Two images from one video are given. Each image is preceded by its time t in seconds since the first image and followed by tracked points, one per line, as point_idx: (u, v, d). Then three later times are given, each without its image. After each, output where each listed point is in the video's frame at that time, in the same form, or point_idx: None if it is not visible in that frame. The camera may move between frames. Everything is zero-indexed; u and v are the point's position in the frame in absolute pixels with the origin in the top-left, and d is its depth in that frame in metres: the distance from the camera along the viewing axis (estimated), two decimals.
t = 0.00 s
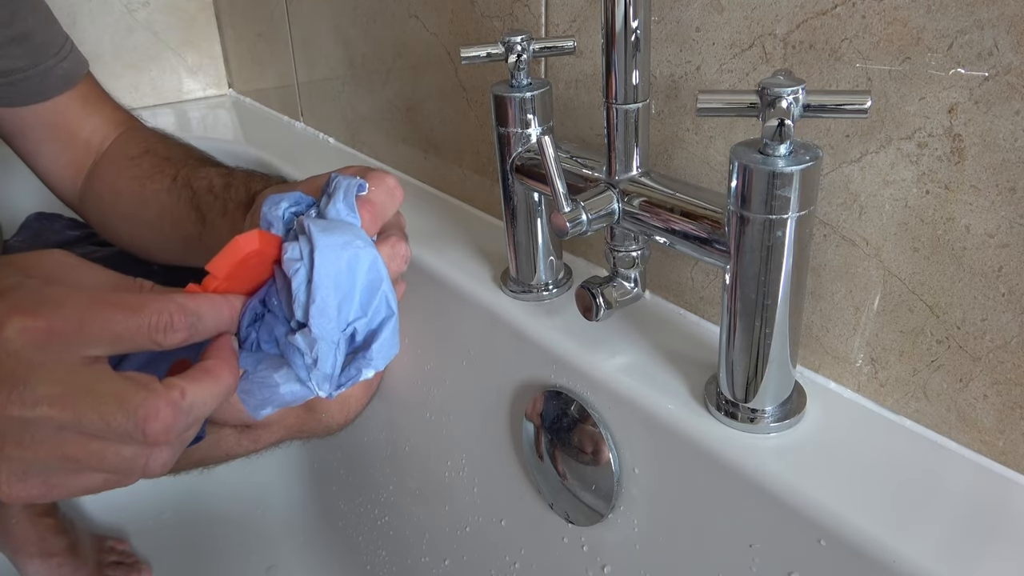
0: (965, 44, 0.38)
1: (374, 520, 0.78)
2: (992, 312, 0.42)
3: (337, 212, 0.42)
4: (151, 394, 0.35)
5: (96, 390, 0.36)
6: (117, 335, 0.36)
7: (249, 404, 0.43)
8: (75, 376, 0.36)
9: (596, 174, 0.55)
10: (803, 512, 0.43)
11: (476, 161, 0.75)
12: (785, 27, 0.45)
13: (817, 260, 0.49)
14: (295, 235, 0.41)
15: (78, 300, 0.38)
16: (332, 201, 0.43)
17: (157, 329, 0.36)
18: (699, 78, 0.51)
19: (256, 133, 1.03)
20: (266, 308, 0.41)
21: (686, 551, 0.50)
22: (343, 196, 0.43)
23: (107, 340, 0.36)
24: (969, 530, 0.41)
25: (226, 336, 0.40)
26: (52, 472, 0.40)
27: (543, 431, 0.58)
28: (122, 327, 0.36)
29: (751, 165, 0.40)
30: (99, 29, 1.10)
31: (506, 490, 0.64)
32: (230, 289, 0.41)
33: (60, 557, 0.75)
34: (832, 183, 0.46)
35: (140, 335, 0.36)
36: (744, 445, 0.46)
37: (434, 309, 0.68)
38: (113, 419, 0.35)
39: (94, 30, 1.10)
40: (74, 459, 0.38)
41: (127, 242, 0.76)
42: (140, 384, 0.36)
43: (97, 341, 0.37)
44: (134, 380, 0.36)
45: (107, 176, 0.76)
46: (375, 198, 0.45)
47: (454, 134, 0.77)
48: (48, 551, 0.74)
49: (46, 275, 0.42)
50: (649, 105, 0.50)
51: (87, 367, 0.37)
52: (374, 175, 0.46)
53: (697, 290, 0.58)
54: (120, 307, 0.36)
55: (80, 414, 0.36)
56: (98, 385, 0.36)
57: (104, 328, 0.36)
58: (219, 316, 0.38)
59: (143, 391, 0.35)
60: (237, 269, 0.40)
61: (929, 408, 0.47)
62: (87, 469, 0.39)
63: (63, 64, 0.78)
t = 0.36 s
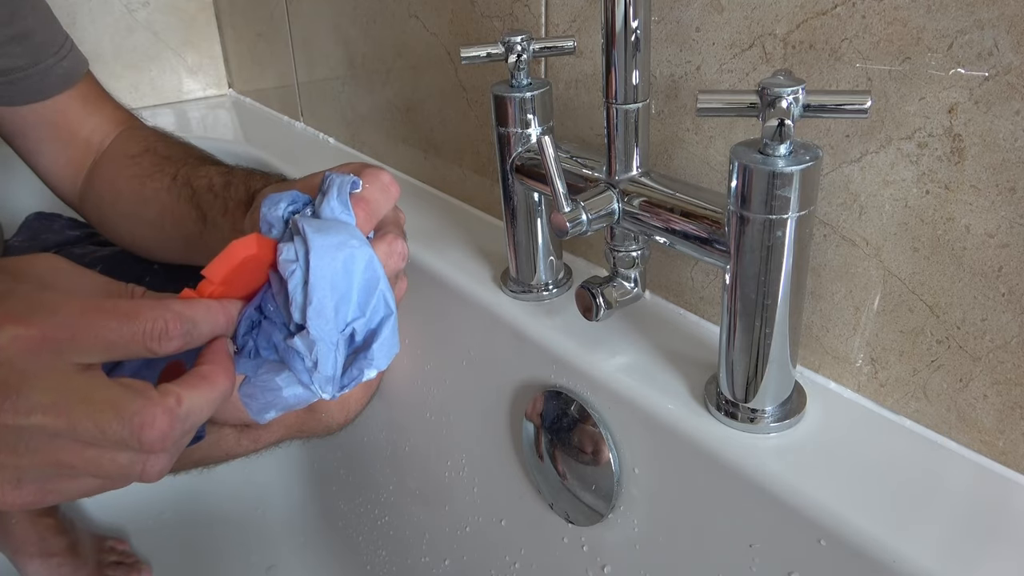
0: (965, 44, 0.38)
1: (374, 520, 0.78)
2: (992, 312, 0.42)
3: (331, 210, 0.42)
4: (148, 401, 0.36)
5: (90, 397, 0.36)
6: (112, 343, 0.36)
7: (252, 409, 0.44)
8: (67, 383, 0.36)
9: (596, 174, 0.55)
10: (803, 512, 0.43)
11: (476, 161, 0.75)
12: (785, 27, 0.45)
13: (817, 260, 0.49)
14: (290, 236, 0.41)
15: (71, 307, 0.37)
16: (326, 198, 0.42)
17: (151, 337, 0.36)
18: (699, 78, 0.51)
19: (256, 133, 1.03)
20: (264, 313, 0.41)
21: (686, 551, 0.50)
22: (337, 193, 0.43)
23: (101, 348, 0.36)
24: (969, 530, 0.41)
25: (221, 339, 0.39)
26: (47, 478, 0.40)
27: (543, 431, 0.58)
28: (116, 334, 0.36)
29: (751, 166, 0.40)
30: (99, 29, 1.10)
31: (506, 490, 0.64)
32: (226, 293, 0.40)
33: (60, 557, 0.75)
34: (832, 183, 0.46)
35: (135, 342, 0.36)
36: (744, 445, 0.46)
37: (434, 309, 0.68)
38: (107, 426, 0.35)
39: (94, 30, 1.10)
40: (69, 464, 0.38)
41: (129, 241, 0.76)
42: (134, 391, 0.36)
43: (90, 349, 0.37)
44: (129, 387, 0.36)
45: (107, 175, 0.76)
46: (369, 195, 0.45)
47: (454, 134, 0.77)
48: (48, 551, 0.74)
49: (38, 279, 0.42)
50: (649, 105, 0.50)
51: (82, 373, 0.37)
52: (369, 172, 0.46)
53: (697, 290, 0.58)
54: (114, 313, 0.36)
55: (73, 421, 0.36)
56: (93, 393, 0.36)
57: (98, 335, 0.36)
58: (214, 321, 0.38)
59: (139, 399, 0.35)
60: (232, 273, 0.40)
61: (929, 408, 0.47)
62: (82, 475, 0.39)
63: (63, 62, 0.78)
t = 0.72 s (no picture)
0: (965, 44, 0.38)
1: (374, 520, 0.78)
2: (992, 312, 0.42)
3: (333, 214, 0.42)
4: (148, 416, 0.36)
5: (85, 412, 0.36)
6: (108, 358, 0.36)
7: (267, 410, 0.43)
8: (63, 399, 0.36)
9: (596, 174, 0.55)
10: (803, 512, 0.43)
11: (476, 161, 0.75)
12: (785, 27, 0.45)
13: (817, 260, 0.49)
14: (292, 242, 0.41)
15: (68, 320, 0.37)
16: (328, 202, 0.42)
17: (148, 351, 0.36)
18: (699, 78, 0.51)
19: (256, 133, 1.03)
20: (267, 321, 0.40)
21: (686, 551, 0.50)
22: (340, 197, 0.43)
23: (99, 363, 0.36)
24: (969, 530, 0.41)
25: (218, 351, 0.39)
26: (42, 490, 0.40)
27: (543, 432, 0.58)
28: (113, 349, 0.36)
29: (751, 166, 0.40)
30: (99, 29, 1.10)
31: (506, 490, 0.64)
32: (224, 305, 0.40)
33: (61, 557, 0.75)
34: (831, 183, 0.46)
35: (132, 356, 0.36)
36: (743, 445, 0.46)
37: (435, 309, 0.68)
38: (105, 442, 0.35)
39: (94, 30, 1.10)
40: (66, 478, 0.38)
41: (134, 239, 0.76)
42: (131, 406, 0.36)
43: (87, 364, 0.36)
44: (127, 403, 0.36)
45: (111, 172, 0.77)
46: (371, 199, 0.45)
47: (454, 134, 0.77)
48: (48, 551, 0.74)
49: (30, 288, 0.41)
50: (649, 105, 0.50)
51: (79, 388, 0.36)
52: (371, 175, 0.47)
53: (696, 290, 0.58)
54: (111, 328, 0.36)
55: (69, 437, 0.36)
56: (91, 408, 0.36)
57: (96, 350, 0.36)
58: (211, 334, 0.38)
59: (137, 415, 0.35)
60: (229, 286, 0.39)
61: (928, 408, 0.47)
62: (78, 488, 0.39)
63: (65, 60, 0.78)
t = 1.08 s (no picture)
0: (965, 44, 0.38)
1: (374, 520, 0.78)
2: (992, 312, 0.42)
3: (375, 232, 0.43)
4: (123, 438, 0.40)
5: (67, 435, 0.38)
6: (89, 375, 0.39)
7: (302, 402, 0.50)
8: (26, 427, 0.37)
9: (596, 175, 0.55)
10: (803, 512, 0.43)
11: (476, 161, 0.75)
12: (785, 27, 0.45)
13: (817, 260, 0.49)
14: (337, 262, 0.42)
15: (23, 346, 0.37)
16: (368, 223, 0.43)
17: (119, 370, 0.40)
18: (699, 78, 0.51)
19: (256, 133, 1.03)
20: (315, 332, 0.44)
21: (686, 551, 0.50)
22: (380, 214, 0.44)
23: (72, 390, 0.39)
24: (969, 530, 0.41)
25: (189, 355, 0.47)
26: None
27: (543, 432, 0.58)
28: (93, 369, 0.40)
29: (751, 165, 0.40)
30: (99, 28, 1.10)
31: (506, 490, 0.64)
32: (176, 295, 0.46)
33: (61, 557, 0.75)
34: (831, 183, 0.46)
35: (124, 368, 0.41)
36: (744, 445, 0.46)
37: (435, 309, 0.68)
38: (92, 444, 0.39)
39: (94, 30, 1.10)
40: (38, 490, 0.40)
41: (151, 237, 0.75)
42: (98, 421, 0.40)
43: (53, 385, 0.38)
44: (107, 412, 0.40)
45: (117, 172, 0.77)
46: (408, 215, 0.44)
47: (454, 134, 0.77)
48: (48, 551, 0.74)
49: None
50: (649, 105, 0.50)
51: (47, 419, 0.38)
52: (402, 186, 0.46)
53: (697, 290, 0.58)
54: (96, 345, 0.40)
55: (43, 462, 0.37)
56: (61, 437, 0.38)
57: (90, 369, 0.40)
58: (174, 335, 0.43)
59: (116, 441, 0.39)
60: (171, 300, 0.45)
61: (929, 408, 0.47)
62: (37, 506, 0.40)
63: (70, 58, 0.78)
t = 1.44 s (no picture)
0: (965, 44, 0.38)
1: (374, 520, 0.78)
2: (992, 312, 0.42)
3: (309, 259, 0.46)
4: (64, 381, 0.35)
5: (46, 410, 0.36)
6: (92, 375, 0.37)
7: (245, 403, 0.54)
8: None
9: (596, 174, 0.55)
10: (803, 512, 0.43)
11: (476, 161, 0.75)
12: (785, 27, 0.45)
13: (817, 260, 0.49)
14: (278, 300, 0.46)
15: None
16: (296, 242, 0.46)
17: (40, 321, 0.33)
18: (699, 78, 0.51)
19: (256, 133, 1.03)
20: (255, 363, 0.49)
21: (686, 550, 0.50)
22: (308, 235, 0.46)
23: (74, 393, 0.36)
24: (969, 530, 0.41)
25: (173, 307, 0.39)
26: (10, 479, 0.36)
27: (543, 431, 0.58)
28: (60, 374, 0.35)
29: (751, 166, 0.40)
30: (99, 29, 1.11)
31: (506, 490, 0.64)
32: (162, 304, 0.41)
33: (61, 557, 0.75)
34: (831, 183, 0.46)
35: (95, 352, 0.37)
36: (744, 445, 0.46)
37: (434, 309, 0.68)
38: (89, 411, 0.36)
39: (94, 30, 1.10)
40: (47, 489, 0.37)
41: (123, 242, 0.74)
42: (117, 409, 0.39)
43: None
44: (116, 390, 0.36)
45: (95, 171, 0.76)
46: (335, 222, 0.48)
47: (454, 134, 0.77)
48: (48, 551, 0.74)
49: None
50: (649, 105, 0.50)
51: None
52: (328, 188, 0.48)
53: (697, 290, 0.58)
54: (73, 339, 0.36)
55: None
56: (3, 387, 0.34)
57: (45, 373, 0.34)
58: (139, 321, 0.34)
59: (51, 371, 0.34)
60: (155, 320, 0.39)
61: (929, 408, 0.47)
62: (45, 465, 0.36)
63: (62, 66, 0.78)
